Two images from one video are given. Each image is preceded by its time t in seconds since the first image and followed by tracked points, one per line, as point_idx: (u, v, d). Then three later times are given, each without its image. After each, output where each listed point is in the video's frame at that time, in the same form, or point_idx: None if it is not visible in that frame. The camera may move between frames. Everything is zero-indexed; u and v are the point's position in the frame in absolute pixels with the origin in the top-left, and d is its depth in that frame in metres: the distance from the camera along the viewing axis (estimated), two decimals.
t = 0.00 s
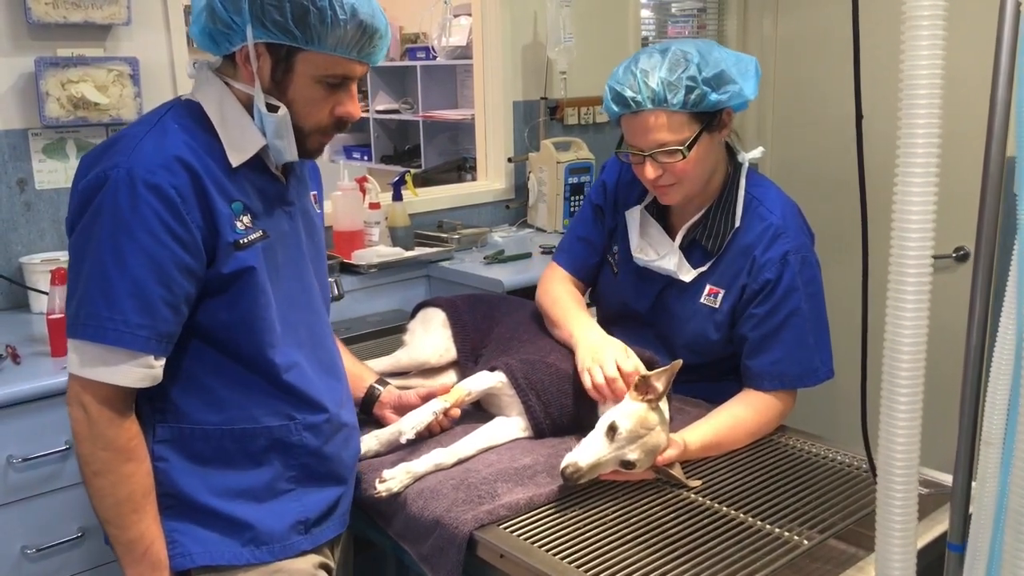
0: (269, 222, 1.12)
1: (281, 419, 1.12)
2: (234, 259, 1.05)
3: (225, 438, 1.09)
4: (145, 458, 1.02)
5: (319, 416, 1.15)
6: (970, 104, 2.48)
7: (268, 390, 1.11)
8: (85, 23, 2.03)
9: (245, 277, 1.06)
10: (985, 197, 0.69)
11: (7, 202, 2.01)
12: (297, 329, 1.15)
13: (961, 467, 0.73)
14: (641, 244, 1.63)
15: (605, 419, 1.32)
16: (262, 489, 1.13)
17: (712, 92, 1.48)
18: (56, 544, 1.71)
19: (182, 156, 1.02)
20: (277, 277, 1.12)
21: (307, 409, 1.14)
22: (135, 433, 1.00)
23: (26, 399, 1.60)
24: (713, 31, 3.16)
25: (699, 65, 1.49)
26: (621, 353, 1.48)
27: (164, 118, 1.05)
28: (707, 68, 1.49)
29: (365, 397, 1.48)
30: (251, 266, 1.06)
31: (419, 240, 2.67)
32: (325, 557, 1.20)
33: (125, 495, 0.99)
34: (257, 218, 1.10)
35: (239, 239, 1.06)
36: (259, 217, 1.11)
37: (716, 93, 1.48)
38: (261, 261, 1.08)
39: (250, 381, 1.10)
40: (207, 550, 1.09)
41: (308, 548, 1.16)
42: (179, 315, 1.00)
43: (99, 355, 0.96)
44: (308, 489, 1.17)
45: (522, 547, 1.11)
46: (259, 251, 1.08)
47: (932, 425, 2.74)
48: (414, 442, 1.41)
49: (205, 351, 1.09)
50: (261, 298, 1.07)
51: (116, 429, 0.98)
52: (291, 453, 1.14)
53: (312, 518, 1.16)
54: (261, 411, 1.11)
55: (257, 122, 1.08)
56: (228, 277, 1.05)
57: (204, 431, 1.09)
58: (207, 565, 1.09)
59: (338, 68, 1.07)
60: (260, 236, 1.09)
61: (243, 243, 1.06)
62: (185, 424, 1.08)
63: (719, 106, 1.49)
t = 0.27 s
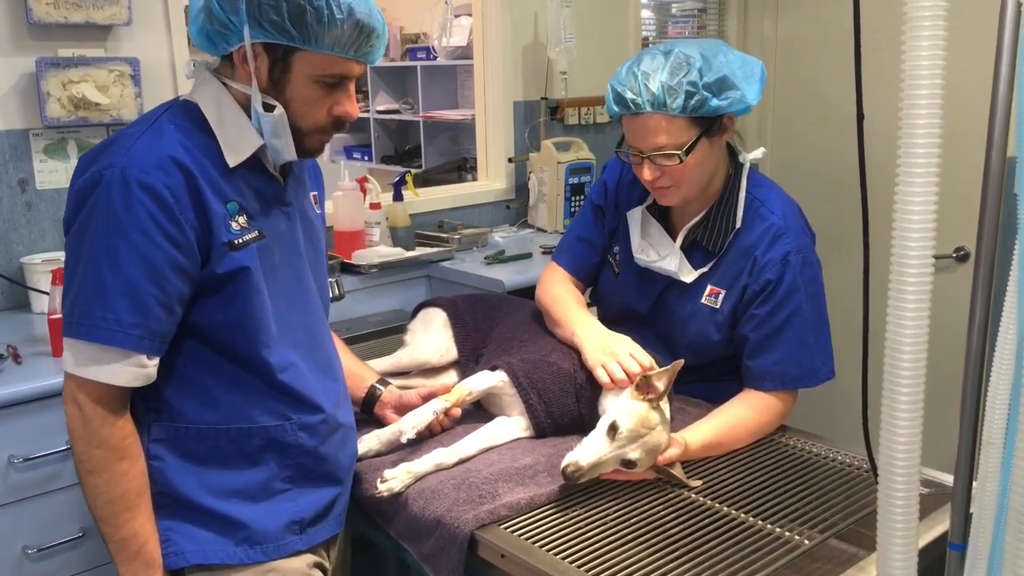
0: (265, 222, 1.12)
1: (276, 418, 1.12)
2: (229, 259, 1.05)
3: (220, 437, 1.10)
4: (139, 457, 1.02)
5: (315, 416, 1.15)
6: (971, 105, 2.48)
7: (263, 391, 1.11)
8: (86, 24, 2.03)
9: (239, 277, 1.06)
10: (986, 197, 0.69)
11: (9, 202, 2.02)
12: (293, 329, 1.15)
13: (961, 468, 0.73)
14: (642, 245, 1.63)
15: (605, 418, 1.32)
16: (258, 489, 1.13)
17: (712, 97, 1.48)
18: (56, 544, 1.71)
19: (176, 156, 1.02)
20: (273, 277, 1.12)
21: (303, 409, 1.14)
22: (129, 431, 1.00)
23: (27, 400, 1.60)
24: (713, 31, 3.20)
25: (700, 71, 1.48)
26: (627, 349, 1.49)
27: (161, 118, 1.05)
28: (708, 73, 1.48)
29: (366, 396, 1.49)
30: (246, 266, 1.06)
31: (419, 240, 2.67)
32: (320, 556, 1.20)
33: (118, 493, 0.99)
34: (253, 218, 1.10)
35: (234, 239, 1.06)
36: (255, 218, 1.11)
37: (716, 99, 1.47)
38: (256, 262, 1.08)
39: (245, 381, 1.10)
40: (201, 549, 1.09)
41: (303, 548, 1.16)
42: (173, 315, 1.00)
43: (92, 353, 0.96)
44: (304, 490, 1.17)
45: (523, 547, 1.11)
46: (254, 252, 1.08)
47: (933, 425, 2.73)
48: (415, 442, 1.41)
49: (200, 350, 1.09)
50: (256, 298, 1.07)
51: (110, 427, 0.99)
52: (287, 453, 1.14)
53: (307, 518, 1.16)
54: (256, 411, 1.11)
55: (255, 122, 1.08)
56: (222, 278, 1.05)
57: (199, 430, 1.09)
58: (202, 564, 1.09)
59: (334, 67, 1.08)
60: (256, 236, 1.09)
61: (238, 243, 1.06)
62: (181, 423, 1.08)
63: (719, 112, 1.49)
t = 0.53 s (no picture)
0: (265, 222, 1.12)
1: (276, 418, 1.12)
2: (228, 259, 1.05)
3: (220, 437, 1.10)
4: (139, 456, 1.02)
5: (316, 416, 1.15)
6: (974, 105, 2.48)
7: (263, 390, 1.11)
8: (88, 24, 2.03)
9: (238, 277, 1.06)
10: (988, 197, 0.69)
11: (11, 202, 2.02)
12: (293, 330, 1.15)
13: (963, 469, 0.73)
14: (643, 245, 1.63)
15: (607, 417, 1.33)
16: (258, 488, 1.13)
17: (709, 110, 1.48)
18: (58, 543, 1.72)
19: (175, 156, 1.02)
20: (273, 278, 1.13)
21: (303, 409, 1.14)
22: (128, 430, 1.01)
23: (29, 399, 1.60)
24: (714, 31, 3.22)
25: (702, 79, 1.47)
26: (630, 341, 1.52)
27: (161, 118, 1.05)
28: (710, 83, 1.47)
29: (368, 396, 1.49)
30: (245, 266, 1.06)
31: (421, 240, 2.67)
32: (320, 555, 1.20)
33: (117, 492, 1.00)
34: (253, 218, 1.11)
35: (233, 240, 1.06)
36: (255, 218, 1.11)
37: (712, 112, 1.47)
38: (256, 262, 1.08)
39: (244, 381, 1.11)
40: (201, 548, 1.09)
41: (303, 548, 1.16)
42: (172, 314, 1.00)
43: (90, 352, 0.96)
44: (304, 489, 1.17)
45: (525, 547, 1.11)
46: (254, 252, 1.08)
47: (935, 425, 2.74)
48: (417, 441, 1.41)
49: (200, 350, 1.09)
50: (255, 298, 1.07)
51: (109, 426, 0.99)
52: (288, 453, 1.14)
53: (306, 518, 1.16)
54: (256, 411, 1.11)
55: (255, 122, 1.08)
56: (221, 277, 1.05)
57: (199, 430, 1.09)
58: (201, 564, 1.09)
59: (336, 66, 1.08)
60: (255, 236, 1.09)
61: (237, 243, 1.06)
62: (181, 423, 1.09)
63: (713, 124, 1.49)
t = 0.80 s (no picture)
0: (266, 222, 1.12)
1: (278, 418, 1.12)
2: (230, 260, 1.05)
3: (222, 437, 1.10)
4: (141, 456, 1.02)
5: (317, 416, 1.15)
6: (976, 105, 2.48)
7: (264, 390, 1.12)
8: (89, 24, 2.03)
9: (240, 278, 1.06)
10: (989, 197, 0.69)
11: (12, 202, 2.02)
12: (294, 330, 1.16)
13: (967, 469, 0.72)
14: (643, 244, 1.63)
15: (608, 417, 1.32)
16: (260, 488, 1.13)
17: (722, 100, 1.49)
18: (59, 543, 1.72)
19: (177, 156, 1.02)
20: (274, 278, 1.13)
21: (305, 409, 1.14)
22: (131, 431, 1.01)
23: (30, 400, 1.60)
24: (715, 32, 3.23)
25: (722, 68, 1.49)
26: (633, 335, 1.54)
27: (162, 118, 1.06)
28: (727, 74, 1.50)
29: (369, 396, 1.49)
30: (247, 266, 1.06)
31: (421, 240, 2.67)
32: (323, 555, 1.20)
33: (120, 492, 1.00)
34: (254, 219, 1.11)
35: (235, 240, 1.06)
36: (256, 218, 1.11)
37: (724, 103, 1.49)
38: (257, 262, 1.08)
39: (246, 380, 1.11)
40: (204, 548, 1.09)
41: (305, 548, 1.16)
42: (174, 314, 1.00)
43: (93, 353, 0.96)
44: (306, 489, 1.18)
45: (526, 547, 1.11)
46: (255, 252, 1.08)
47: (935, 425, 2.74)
48: (418, 441, 1.41)
49: (202, 351, 1.09)
50: (256, 298, 1.07)
51: (111, 427, 0.99)
52: (290, 452, 1.14)
53: (309, 517, 1.16)
54: (258, 411, 1.11)
55: (257, 122, 1.08)
56: (223, 278, 1.06)
57: (202, 430, 1.09)
58: (205, 564, 1.09)
59: (337, 65, 1.08)
60: (256, 237, 1.09)
61: (239, 243, 1.06)
62: (183, 423, 1.09)
63: (723, 116, 1.51)
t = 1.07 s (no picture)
0: (268, 222, 1.12)
1: (280, 418, 1.12)
2: (232, 260, 1.06)
3: (224, 437, 1.10)
4: (144, 456, 1.02)
5: (319, 416, 1.15)
6: (976, 105, 2.48)
7: (267, 390, 1.12)
8: (90, 24, 2.03)
9: (242, 278, 1.06)
10: (989, 198, 0.69)
11: (12, 202, 2.02)
12: (295, 330, 1.16)
13: (966, 470, 0.72)
14: (647, 242, 1.63)
15: (608, 418, 1.32)
16: (262, 488, 1.13)
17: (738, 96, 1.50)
18: (60, 543, 1.72)
19: (179, 156, 1.02)
20: (276, 278, 1.13)
21: (307, 409, 1.15)
22: (133, 431, 1.01)
23: (31, 400, 1.60)
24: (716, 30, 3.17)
25: (744, 64, 1.50)
26: (640, 337, 1.55)
27: (164, 118, 1.06)
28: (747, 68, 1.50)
29: (369, 396, 1.49)
30: (249, 266, 1.06)
31: (422, 240, 2.68)
32: (325, 555, 1.20)
33: (123, 493, 1.00)
34: (255, 219, 1.11)
35: (237, 240, 1.06)
36: (257, 218, 1.11)
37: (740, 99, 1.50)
38: (259, 262, 1.08)
39: (247, 380, 1.11)
40: (206, 549, 1.09)
41: (308, 547, 1.17)
42: (176, 315, 1.00)
43: (96, 353, 0.97)
44: (308, 489, 1.18)
45: (527, 547, 1.11)
46: (257, 252, 1.08)
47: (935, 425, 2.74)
48: (419, 441, 1.41)
49: (204, 351, 1.09)
50: (259, 298, 1.07)
51: (114, 427, 0.99)
52: (291, 452, 1.14)
53: (311, 517, 1.16)
54: (260, 411, 1.11)
55: (259, 123, 1.08)
56: (226, 278, 1.06)
57: (204, 430, 1.09)
58: (207, 564, 1.09)
59: (340, 65, 1.08)
60: (258, 237, 1.09)
61: (241, 243, 1.07)
62: (185, 423, 1.09)
63: (738, 112, 1.52)
